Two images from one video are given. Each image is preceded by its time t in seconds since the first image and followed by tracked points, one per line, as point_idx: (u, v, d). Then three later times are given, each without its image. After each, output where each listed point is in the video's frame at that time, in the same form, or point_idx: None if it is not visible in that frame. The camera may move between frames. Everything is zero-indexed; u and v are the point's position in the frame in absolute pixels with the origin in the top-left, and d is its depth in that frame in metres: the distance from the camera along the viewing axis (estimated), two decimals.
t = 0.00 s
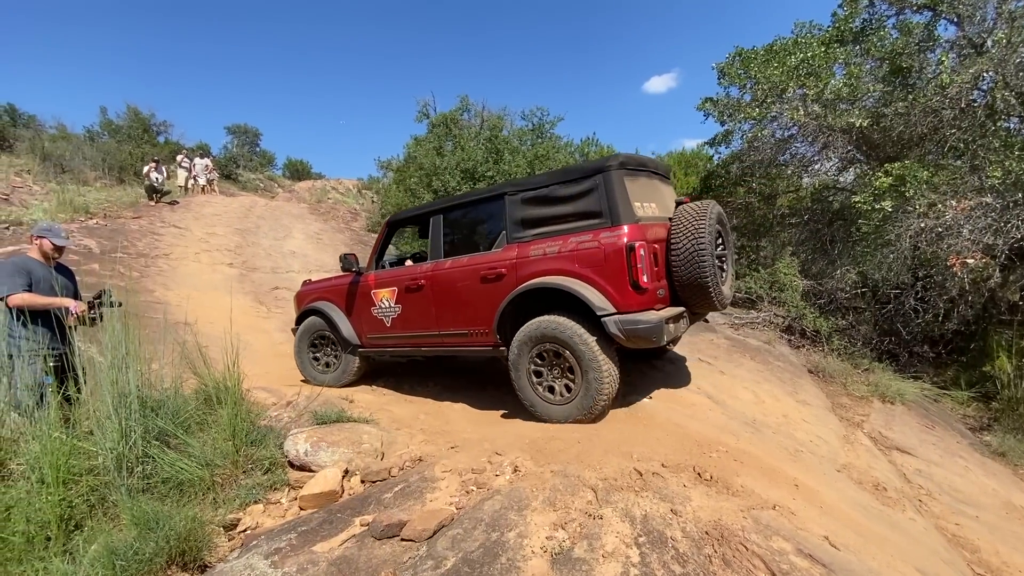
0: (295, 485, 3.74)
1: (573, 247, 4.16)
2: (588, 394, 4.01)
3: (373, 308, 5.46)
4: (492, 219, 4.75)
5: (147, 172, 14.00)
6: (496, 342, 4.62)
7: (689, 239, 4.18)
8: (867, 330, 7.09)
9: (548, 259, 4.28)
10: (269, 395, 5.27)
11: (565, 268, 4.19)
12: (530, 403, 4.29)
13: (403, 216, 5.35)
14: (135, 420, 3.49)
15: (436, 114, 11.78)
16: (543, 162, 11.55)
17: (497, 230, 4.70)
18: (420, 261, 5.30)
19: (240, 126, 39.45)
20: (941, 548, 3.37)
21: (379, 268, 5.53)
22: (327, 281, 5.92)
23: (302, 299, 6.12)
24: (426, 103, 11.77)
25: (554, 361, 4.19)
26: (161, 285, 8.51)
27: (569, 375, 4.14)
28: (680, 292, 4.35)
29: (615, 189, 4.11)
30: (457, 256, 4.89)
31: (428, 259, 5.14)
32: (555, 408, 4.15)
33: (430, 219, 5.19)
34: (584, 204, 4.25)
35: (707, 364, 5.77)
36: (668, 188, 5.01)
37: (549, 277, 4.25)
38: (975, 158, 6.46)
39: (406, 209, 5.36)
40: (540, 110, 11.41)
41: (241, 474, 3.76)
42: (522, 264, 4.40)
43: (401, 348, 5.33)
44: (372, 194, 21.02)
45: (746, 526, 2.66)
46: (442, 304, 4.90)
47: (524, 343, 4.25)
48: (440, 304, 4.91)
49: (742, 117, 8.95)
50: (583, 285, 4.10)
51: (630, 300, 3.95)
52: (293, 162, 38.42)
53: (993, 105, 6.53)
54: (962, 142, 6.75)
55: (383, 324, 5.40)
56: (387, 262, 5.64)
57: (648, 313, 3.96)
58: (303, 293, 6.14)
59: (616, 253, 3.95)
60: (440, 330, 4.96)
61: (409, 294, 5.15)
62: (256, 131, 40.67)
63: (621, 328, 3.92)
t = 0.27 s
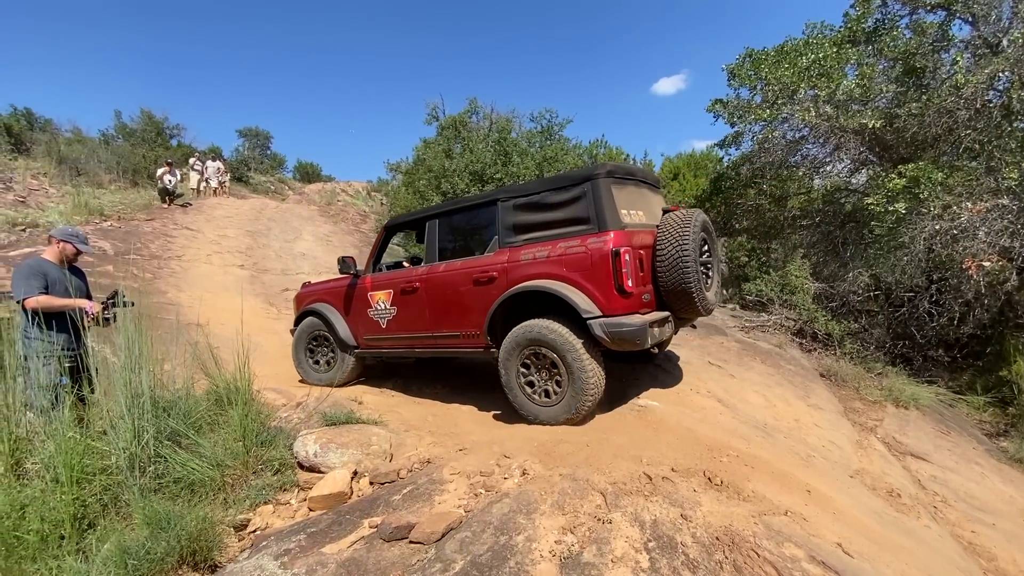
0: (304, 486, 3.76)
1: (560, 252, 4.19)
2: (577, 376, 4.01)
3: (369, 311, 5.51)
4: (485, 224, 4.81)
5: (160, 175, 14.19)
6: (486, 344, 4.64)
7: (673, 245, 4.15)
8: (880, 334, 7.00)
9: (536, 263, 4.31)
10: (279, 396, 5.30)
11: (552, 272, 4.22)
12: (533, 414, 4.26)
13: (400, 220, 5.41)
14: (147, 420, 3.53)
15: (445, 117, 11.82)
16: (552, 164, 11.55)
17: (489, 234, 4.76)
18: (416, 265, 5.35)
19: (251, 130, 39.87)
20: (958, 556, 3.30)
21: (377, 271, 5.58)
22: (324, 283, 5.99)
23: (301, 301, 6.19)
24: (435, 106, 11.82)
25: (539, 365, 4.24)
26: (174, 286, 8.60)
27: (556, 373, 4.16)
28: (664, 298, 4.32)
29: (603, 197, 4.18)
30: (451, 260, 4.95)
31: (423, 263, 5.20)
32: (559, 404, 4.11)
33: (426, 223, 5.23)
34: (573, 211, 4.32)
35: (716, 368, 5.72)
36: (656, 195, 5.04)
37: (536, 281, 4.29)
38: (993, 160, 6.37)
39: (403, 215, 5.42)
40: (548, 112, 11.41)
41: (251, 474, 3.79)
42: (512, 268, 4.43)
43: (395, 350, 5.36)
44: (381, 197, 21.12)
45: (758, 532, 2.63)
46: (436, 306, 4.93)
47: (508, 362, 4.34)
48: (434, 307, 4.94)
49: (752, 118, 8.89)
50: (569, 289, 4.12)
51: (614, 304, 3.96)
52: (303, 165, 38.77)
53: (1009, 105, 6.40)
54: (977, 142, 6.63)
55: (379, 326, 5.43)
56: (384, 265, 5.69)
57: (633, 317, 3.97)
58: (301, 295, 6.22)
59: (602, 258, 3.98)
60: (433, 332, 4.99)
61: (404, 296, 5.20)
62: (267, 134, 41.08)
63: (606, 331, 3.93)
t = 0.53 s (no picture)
0: (313, 486, 3.78)
1: (549, 251, 4.23)
2: (561, 365, 4.05)
3: (366, 312, 5.56)
4: (478, 224, 4.86)
5: (173, 177, 14.36)
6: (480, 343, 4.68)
7: (661, 242, 4.15)
8: (893, 338, 6.92)
9: (526, 262, 4.35)
10: (289, 396, 5.34)
11: (541, 270, 4.26)
12: (540, 420, 4.23)
13: (396, 222, 5.45)
14: (159, 420, 3.57)
15: (454, 120, 11.86)
16: (560, 166, 11.55)
17: (482, 235, 4.81)
18: (411, 266, 5.40)
19: (262, 133, 40.25)
20: (973, 564, 3.25)
21: (374, 272, 5.63)
22: (323, 285, 6.05)
23: (300, 302, 6.25)
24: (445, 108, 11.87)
25: (528, 369, 4.28)
26: (186, 287, 8.70)
27: (545, 370, 4.19)
28: (653, 295, 4.32)
29: (591, 196, 4.23)
30: (445, 261, 4.99)
31: (418, 263, 5.25)
32: (557, 397, 4.12)
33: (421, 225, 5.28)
34: (562, 210, 4.37)
35: (726, 371, 5.68)
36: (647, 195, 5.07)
37: (526, 279, 4.32)
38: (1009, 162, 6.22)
39: (400, 218, 5.45)
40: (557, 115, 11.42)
41: (261, 474, 3.81)
42: (503, 267, 4.48)
43: (392, 350, 5.40)
44: (390, 199, 21.23)
45: (768, 538, 2.61)
46: (430, 306, 4.98)
47: (501, 377, 4.39)
48: (429, 306, 4.99)
49: (763, 120, 8.84)
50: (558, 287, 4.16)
51: (602, 302, 3.99)
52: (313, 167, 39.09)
53: None
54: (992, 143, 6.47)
55: (376, 326, 5.48)
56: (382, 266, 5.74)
57: (621, 313, 3.99)
58: (301, 297, 6.28)
59: (590, 255, 4.01)
60: (428, 332, 5.04)
61: (400, 297, 5.24)
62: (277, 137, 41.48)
63: (594, 328, 3.96)
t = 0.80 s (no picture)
0: (322, 486, 3.79)
1: (542, 256, 4.27)
2: (542, 353, 4.12)
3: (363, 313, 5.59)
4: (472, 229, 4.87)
5: (184, 179, 14.53)
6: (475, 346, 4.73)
7: (652, 246, 4.15)
8: (905, 342, 6.84)
9: (519, 267, 4.38)
10: (298, 397, 5.37)
11: (534, 275, 4.30)
12: (545, 420, 4.20)
13: (392, 225, 5.45)
14: (170, 420, 3.60)
15: (462, 122, 11.90)
16: (567, 168, 11.54)
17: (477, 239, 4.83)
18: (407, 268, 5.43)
19: (272, 136, 40.59)
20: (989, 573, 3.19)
21: (372, 274, 5.66)
22: (322, 286, 6.10)
23: (300, 303, 6.31)
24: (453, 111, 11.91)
25: (519, 374, 4.33)
26: (196, 288, 8.78)
27: (532, 368, 4.24)
28: (644, 298, 4.33)
29: (582, 202, 4.23)
30: (440, 264, 5.02)
31: (414, 266, 5.28)
32: (552, 387, 4.12)
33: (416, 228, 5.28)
34: (554, 215, 4.37)
35: (735, 375, 5.63)
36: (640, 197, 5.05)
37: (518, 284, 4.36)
38: None
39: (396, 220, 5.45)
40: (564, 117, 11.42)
41: (270, 474, 3.83)
42: (497, 271, 4.51)
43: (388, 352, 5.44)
44: (398, 202, 21.32)
45: (779, 543, 2.58)
46: (426, 309, 5.02)
47: (499, 392, 4.41)
48: (425, 309, 5.04)
49: (772, 122, 8.78)
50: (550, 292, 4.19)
51: (594, 307, 4.03)
52: (322, 170, 39.38)
53: None
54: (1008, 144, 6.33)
55: (373, 328, 5.51)
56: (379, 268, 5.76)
57: (612, 318, 4.04)
58: (301, 298, 6.34)
59: (582, 262, 4.05)
60: (424, 334, 5.08)
61: (396, 299, 5.28)
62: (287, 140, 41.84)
63: (586, 332, 4.01)
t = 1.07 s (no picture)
0: (329, 487, 3.81)
1: (534, 264, 4.30)
2: (518, 348, 4.23)
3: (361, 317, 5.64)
4: (467, 236, 4.90)
5: (195, 182, 14.68)
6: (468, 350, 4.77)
7: (641, 256, 4.17)
8: (916, 346, 6.76)
9: (511, 274, 4.41)
10: (306, 398, 5.40)
11: (525, 283, 4.31)
12: (546, 415, 4.20)
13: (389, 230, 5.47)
14: (180, 420, 3.63)
15: (469, 125, 11.93)
16: (574, 170, 11.54)
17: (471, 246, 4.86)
18: (403, 273, 5.46)
19: (281, 139, 41.00)
20: None
21: (368, 278, 5.70)
22: (320, 289, 6.13)
23: (299, 306, 6.35)
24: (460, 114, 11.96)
25: (510, 382, 4.40)
26: (206, 290, 8.87)
27: (518, 371, 4.32)
28: (633, 306, 4.35)
29: (573, 212, 4.26)
30: (435, 270, 5.05)
31: (410, 271, 5.31)
32: (539, 376, 4.16)
33: (413, 233, 5.29)
34: (545, 225, 4.39)
35: (744, 378, 5.59)
36: (632, 205, 5.08)
37: (510, 291, 4.39)
38: None
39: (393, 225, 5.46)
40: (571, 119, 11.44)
41: (278, 475, 3.85)
42: (490, 278, 4.54)
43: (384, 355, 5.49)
44: (406, 204, 21.41)
45: (789, 548, 2.56)
46: (422, 313, 5.06)
47: (499, 408, 4.45)
48: (420, 314, 5.07)
49: (781, 124, 8.74)
50: (540, 299, 4.22)
51: (583, 315, 4.05)
52: (330, 173, 39.67)
53: None
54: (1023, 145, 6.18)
55: (370, 331, 5.57)
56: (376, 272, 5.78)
57: (601, 325, 4.04)
58: (299, 300, 6.38)
59: (572, 270, 4.07)
60: (419, 339, 5.13)
61: (393, 304, 5.32)
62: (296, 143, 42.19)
63: (575, 340, 4.01)
